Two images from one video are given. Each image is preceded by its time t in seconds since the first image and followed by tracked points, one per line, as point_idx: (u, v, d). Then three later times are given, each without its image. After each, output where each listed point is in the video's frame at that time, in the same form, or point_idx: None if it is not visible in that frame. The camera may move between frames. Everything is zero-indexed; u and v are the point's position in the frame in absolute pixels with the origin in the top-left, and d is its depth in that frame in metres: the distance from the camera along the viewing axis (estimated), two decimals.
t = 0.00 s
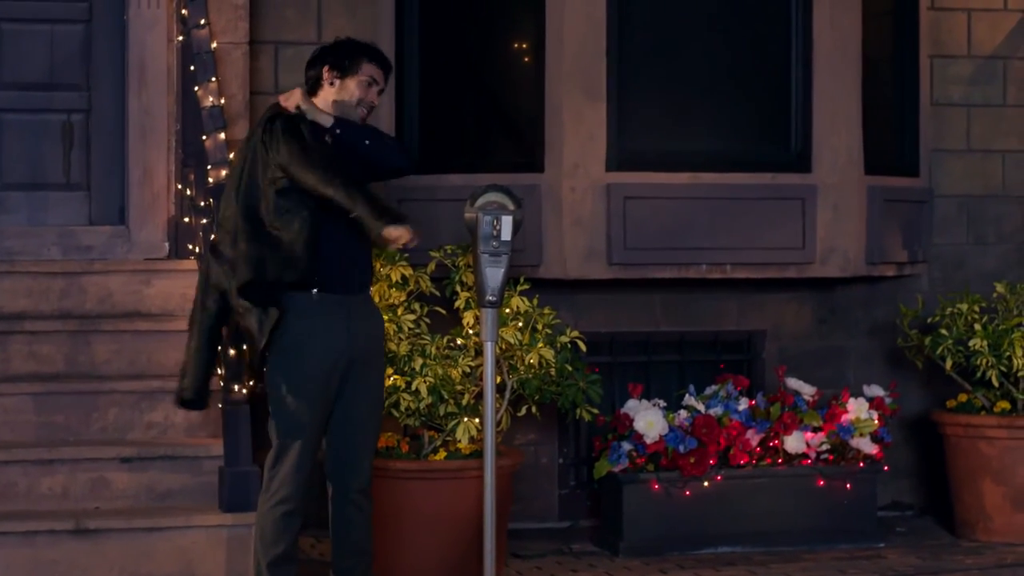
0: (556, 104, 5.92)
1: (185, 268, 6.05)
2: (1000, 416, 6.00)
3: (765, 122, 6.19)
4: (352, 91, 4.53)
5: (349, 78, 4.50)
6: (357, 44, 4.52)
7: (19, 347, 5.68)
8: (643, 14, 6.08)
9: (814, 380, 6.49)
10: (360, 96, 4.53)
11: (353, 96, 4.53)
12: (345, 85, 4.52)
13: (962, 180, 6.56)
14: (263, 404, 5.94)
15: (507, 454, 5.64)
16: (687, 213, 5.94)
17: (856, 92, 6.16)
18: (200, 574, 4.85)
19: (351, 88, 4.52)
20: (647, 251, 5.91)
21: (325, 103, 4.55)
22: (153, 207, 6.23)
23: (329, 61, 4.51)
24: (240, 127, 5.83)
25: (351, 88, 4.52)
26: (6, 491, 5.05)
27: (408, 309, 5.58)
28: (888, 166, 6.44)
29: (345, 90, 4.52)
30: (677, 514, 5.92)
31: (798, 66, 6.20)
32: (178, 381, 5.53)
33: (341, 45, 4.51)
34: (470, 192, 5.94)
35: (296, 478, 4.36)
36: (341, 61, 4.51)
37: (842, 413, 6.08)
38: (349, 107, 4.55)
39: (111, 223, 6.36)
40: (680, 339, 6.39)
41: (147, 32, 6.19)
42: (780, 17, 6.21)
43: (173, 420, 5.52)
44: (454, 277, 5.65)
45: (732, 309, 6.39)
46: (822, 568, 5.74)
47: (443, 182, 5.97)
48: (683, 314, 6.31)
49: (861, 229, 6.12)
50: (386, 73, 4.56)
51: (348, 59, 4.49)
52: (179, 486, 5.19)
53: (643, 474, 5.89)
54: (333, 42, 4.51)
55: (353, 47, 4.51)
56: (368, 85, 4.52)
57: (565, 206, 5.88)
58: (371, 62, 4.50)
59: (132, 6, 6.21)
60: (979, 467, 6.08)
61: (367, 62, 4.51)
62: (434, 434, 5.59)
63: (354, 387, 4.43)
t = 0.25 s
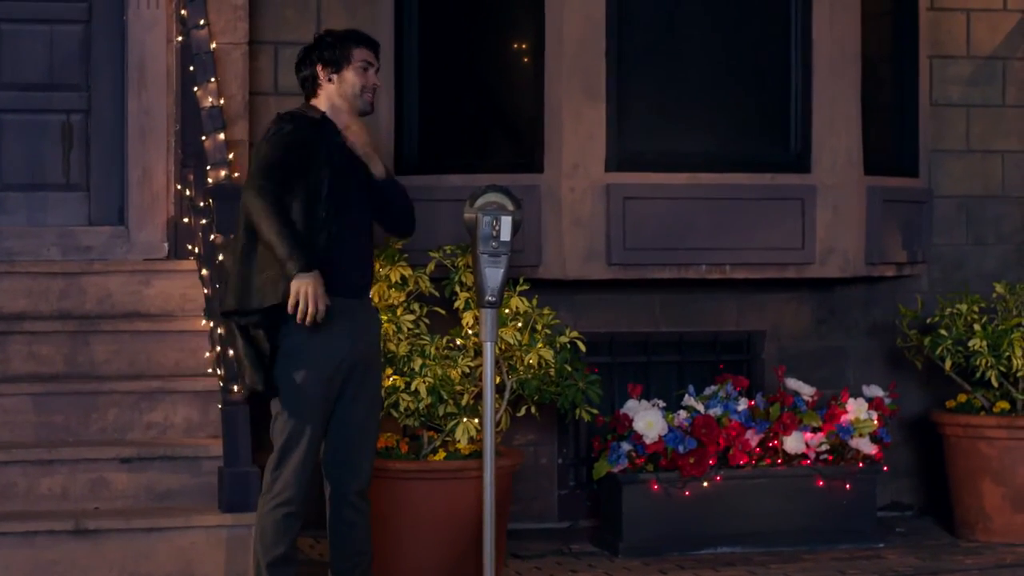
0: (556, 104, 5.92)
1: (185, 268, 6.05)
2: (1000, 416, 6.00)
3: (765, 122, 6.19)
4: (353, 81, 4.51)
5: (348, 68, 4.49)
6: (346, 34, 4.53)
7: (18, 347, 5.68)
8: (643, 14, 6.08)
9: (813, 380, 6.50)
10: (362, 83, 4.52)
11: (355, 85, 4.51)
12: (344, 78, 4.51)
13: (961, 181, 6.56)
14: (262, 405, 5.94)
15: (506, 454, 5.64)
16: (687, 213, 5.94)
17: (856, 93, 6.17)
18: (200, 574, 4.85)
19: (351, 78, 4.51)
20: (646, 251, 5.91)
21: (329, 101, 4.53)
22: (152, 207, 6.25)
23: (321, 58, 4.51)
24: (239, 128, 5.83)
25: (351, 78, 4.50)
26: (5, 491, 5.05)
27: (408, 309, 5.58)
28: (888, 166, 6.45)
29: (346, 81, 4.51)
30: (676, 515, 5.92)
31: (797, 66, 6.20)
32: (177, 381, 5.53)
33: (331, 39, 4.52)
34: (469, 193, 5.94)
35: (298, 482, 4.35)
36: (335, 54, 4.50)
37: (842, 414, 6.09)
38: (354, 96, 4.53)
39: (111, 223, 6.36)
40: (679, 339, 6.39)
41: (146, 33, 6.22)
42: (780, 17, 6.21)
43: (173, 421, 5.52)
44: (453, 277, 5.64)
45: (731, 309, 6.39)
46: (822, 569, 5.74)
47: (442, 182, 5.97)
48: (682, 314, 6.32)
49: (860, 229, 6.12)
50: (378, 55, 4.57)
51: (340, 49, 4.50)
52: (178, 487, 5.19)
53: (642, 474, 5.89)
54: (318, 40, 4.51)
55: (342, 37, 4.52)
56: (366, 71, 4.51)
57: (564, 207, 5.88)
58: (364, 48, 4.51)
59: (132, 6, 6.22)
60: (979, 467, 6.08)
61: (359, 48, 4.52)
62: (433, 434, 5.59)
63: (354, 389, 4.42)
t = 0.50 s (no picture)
0: (555, 104, 5.92)
1: (185, 268, 6.05)
2: (1000, 416, 6.00)
3: (765, 122, 6.19)
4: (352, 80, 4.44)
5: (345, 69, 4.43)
6: (338, 33, 4.49)
7: (17, 347, 5.67)
8: (642, 14, 6.08)
9: (813, 380, 6.50)
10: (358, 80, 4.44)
11: (354, 83, 4.44)
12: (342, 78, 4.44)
13: (961, 180, 6.57)
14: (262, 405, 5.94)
15: (506, 454, 5.64)
16: (686, 213, 5.94)
17: (855, 94, 6.17)
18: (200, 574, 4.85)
19: (349, 77, 4.44)
20: (646, 251, 5.91)
21: (329, 103, 4.47)
22: (152, 207, 6.25)
23: (315, 62, 4.48)
24: (239, 128, 5.83)
25: (349, 78, 4.44)
26: (5, 491, 5.04)
27: (408, 309, 5.58)
28: (888, 166, 6.45)
29: (344, 81, 4.44)
30: (676, 514, 5.92)
31: (797, 66, 6.20)
32: (177, 381, 5.53)
33: (324, 39, 4.48)
34: (469, 193, 5.94)
35: (297, 483, 4.34)
36: (329, 55, 4.46)
37: (841, 414, 6.09)
38: (352, 95, 4.45)
39: (111, 224, 6.36)
40: (679, 339, 6.40)
41: (146, 33, 6.22)
42: (780, 16, 6.21)
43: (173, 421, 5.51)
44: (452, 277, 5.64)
45: (731, 309, 6.39)
46: (822, 569, 5.74)
47: (442, 182, 5.97)
48: (682, 314, 6.32)
49: (860, 229, 6.12)
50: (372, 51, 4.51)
51: (332, 49, 4.46)
52: (178, 487, 5.19)
53: (642, 474, 5.89)
54: (309, 45, 4.50)
55: (333, 36, 4.48)
56: (362, 67, 4.45)
57: (564, 207, 5.88)
58: (357, 47, 4.46)
59: (131, 6, 6.23)
60: (978, 467, 6.08)
61: (352, 46, 4.47)
62: (433, 434, 5.59)
63: (354, 390, 4.43)
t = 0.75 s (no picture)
0: (555, 105, 5.92)
1: (184, 269, 6.05)
2: (999, 416, 6.00)
3: (765, 122, 6.19)
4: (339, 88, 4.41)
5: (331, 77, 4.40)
6: (324, 38, 4.44)
7: (17, 347, 5.67)
8: (642, 14, 6.07)
9: (813, 380, 6.50)
10: (345, 88, 4.40)
11: (341, 91, 4.40)
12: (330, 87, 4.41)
13: (961, 181, 6.57)
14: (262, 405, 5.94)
15: (506, 454, 5.64)
16: (686, 214, 5.94)
17: (854, 94, 6.17)
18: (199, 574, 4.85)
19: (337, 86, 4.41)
20: (646, 251, 5.91)
21: (318, 110, 4.45)
22: (151, 207, 6.25)
23: (303, 68, 4.44)
24: (239, 128, 5.82)
25: (336, 87, 4.40)
26: (4, 491, 5.04)
27: (407, 309, 5.58)
28: (887, 166, 6.45)
29: (332, 89, 4.41)
30: (676, 514, 5.92)
31: (797, 66, 6.20)
32: (177, 381, 5.53)
33: (310, 45, 4.44)
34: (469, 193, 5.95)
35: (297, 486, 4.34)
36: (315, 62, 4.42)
37: (841, 415, 6.09)
38: (343, 104, 4.42)
39: (111, 224, 6.37)
40: (679, 339, 6.40)
41: (145, 33, 6.23)
42: (780, 16, 6.21)
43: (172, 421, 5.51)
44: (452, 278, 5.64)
45: (731, 310, 6.39)
46: (822, 569, 5.73)
47: (442, 183, 5.98)
48: (682, 314, 6.32)
49: (859, 229, 6.12)
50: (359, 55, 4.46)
51: (318, 56, 4.41)
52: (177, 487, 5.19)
53: (642, 475, 5.89)
54: (293, 54, 4.45)
55: (320, 42, 4.43)
56: (349, 74, 4.41)
57: (563, 207, 5.88)
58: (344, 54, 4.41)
59: (132, 6, 6.23)
60: (979, 467, 6.08)
61: (339, 53, 4.42)
62: (433, 434, 5.59)
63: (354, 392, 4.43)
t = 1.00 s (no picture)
0: (555, 105, 5.92)
1: (184, 270, 6.05)
2: (999, 417, 6.00)
3: (765, 123, 6.19)
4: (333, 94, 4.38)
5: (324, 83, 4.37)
6: (318, 44, 4.40)
7: (17, 348, 5.67)
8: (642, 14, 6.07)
9: (813, 381, 6.50)
10: (338, 93, 4.37)
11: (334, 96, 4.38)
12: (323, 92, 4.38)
13: (960, 182, 6.57)
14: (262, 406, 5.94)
15: (506, 455, 5.64)
16: (686, 214, 5.94)
17: (854, 95, 6.17)
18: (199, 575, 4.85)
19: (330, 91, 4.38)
20: (646, 252, 5.90)
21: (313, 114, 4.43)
22: (151, 208, 6.26)
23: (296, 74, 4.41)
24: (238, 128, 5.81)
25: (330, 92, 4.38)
26: (4, 492, 5.04)
27: (407, 310, 5.57)
28: (887, 167, 6.44)
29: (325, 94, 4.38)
30: (676, 515, 5.92)
31: (797, 67, 6.20)
32: (177, 382, 5.53)
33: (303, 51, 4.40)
34: (469, 194, 5.95)
35: (294, 486, 4.34)
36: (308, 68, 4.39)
37: (841, 415, 6.09)
38: (336, 109, 4.39)
39: (111, 225, 6.37)
40: (679, 340, 6.40)
41: (145, 34, 6.24)
42: (779, 17, 6.21)
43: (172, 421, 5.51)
44: (452, 278, 5.65)
45: (731, 310, 6.39)
46: (821, 569, 5.73)
47: (441, 184, 5.99)
48: (682, 315, 6.32)
49: (859, 230, 6.12)
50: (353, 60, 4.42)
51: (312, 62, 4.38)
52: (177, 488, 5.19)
53: (642, 475, 5.89)
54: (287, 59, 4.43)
55: (314, 48, 4.40)
56: (343, 80, 4.38)
57: (563, 207, 5.88)
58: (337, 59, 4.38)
59: (131, 6, 6.24)
60: (978, 468, 6.08)
61: (332, 58, 4.39)
62: (433, 434, 5.60)
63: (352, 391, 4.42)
